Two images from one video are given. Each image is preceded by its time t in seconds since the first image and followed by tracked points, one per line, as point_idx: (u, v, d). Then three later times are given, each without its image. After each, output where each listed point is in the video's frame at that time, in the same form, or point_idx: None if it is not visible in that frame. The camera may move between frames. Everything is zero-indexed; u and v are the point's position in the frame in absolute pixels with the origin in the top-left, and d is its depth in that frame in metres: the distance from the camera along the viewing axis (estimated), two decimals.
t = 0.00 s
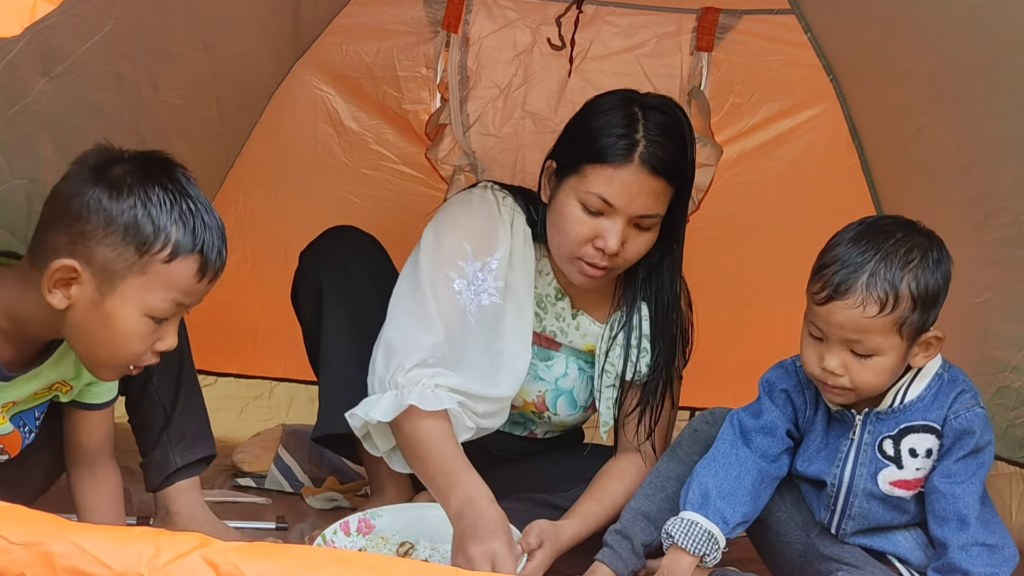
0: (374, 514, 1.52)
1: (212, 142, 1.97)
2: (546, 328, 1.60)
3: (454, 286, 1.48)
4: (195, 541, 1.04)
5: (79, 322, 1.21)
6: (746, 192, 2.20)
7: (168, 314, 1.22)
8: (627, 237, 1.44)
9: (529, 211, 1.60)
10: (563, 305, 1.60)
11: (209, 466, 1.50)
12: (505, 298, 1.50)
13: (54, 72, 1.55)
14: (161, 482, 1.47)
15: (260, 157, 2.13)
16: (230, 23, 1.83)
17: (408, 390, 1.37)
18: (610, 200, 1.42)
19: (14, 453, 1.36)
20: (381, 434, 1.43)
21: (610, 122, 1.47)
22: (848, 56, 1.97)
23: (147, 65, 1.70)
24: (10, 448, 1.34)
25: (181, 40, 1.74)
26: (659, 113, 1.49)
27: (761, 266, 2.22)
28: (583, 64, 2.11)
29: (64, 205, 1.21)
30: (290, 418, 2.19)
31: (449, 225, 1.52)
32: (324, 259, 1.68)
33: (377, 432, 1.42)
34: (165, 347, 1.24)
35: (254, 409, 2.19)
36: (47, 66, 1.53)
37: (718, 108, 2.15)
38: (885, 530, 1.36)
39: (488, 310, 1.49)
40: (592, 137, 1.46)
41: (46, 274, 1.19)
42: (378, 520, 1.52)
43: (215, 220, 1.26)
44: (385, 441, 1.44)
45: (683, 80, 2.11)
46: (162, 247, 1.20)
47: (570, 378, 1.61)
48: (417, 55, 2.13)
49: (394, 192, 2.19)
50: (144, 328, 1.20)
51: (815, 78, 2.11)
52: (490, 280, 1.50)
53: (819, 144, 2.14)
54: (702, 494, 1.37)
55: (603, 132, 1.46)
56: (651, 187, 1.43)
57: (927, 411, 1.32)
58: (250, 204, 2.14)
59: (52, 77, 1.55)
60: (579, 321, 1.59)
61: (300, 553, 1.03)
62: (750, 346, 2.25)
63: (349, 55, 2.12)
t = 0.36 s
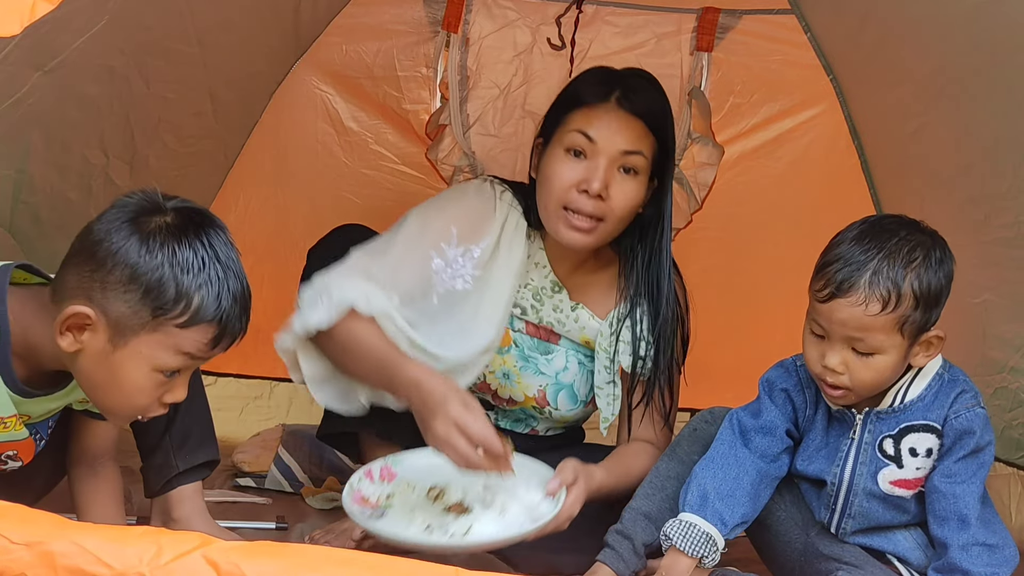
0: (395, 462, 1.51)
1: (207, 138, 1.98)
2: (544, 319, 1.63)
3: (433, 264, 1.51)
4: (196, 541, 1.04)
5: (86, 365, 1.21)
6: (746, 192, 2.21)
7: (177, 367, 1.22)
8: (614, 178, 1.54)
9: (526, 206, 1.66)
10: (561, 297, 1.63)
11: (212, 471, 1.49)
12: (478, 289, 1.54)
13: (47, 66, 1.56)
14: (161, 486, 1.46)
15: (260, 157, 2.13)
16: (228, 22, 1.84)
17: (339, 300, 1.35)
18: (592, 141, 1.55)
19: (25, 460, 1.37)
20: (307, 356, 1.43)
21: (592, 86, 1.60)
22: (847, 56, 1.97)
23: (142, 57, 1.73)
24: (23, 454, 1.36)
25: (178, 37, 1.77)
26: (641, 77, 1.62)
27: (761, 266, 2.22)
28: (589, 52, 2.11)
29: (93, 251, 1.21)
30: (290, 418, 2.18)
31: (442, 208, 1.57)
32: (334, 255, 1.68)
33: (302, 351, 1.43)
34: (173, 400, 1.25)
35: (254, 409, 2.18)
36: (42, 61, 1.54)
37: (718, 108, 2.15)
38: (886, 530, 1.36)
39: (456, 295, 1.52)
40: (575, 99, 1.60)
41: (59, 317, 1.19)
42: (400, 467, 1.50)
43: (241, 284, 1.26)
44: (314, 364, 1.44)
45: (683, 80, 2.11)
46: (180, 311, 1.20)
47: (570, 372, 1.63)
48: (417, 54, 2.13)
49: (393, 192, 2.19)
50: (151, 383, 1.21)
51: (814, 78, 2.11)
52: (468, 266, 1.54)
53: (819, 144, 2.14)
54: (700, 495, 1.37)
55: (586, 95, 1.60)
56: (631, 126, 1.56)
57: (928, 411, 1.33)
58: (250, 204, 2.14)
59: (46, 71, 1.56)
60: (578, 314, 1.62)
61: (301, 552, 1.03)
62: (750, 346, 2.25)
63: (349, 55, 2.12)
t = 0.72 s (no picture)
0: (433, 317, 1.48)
1: (210, 139, 1.97)
2: (535, 295, 1.65)
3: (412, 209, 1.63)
4: (196, 541, 1.04)
5: (76, 380, 1.20)
6: (746, 191, 2.21)
7: (162, 400, 1.20)
8: (584, 141, 1.58)
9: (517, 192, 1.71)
10: (551, 276, 1.66)
11: (221, 473, 1.48)
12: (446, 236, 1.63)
13: (55, 73, 1.53)
14: (174, 489, 1.45)
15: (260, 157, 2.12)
16: (230, 23, 1.83)
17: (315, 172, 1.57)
18: (559, 105, 1.60)
19: (32, 463, 1.38)
20: (272, 223, 1.58)
21: (565, 58, 1.66)
22: (848, 56, 1.97)
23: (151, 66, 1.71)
24: (30, 457, 1.36)
25: (182, 40, 1.74)
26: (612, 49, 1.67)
27: (762, 266, 2.22)
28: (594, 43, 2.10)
29: (103, 266, 1.20)
30: (290, 417, 2.15)
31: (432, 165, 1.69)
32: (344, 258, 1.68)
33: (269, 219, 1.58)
34: (156, 429, 1.22)
35: (253, 409, 2.16)
36: (49, 67, 1.51)
37: (718, 108, 2.15)
38: (886, 530, 1.36)
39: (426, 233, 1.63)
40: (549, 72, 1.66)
41: (57, 327, 1.18)
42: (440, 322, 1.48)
43: (242, 320, 1.24)
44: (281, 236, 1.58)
45: (683, 81, 2.11)
46: (175, 339, 1.18)
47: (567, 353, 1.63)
48: (417, 54, 2.13)
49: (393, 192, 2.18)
50: (135, 409, 1.19)
51: (815, 78, 2.10)
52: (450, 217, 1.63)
53: (819, 144, 2.14)
54: (703, 496, 1.36)
55: (559, 68, 1.65)
56: (596, 92, 1.60)
57: (929, 411, 1.33)
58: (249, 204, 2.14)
59: (53, 78, 1.53)
60: (572, 290, 1.65)
61: (301, 552, 1.04)
62: (751, 346, 2.25)
63: (349, 55, 2.12)
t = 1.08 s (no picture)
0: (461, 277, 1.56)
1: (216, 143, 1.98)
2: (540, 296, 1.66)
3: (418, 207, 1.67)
4: (195, 541, 1.04)
5: (85, 386, 1.19)
6: (746, 191, 2.21)
7: (175, 399, 1.20)
8: (593, 150, 1.57)
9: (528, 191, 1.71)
10: (559, 277, 1.66)
11: (227, 473, 1.48)
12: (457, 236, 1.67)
13: (59, 75, 1.52)
14: (181, 490, 1.44)
15: (262, 157, 2.13)
16: (231, 23, 1.83)
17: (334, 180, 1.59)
18: (572, 113, 1.59)
19: (35, 466, 1.37)
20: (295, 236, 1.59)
21: (578, 66, 1.65)
22: (848, 56, 1.97)
23: (153, 68, 1.71)
24: (34, 461, 1.36)
25: (182, 39, 1.74)
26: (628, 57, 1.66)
27: (762, 265, 2.22)
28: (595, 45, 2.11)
29: (106, 272, 1.20)
30: (290, 417, 2.16)
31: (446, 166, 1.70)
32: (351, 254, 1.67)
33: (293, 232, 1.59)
34: (168, 429, 1.23)
35: (254, 409, 2.17)
36: (53, 70, 1.50)
37: (718, 108, 2.15)
38: (885, 530, 1.36)
39: (437, 236, 1.66)
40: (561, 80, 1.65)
41: (64, 335, 1.17)
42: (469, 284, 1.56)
43: (249, 320, 1.25)
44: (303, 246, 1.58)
45: (683, 80, 2.11)
46: (184, 340, 1.18)
47: (571, 352, 1.62)
48: (417, 54, 2.13)
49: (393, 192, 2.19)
50: (147, 411, 1.19)
51: (815, 78, 2.11)
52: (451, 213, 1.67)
53: (819, 144, 2.14)
54: (699, 495, 1.37)
55: (571, 75, 1.64)
56: (608, 99, 1.59)
57: (927, 411, 1.32)
58: (249, 204, 2.14)
59: (57, 80, 1.52)
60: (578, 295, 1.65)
61: (299, 551, 1.04)
62: (751, 346, 2.25)
63: (349, 55, 2.12)
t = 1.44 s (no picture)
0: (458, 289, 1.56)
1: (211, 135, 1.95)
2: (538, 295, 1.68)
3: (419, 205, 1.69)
4: (195, 541, 1.05)
5: (79, 404, 1.19)
6: (746, 191, 2.21)
7: (169, 420, 1.20)
8: (594, 168, 1.53)
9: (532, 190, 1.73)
10: (557, 277, 1.68)
11: (229, 473, 1.48)
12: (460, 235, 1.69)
13: (50, 69, 1.53)
14: (182, 490, 1.44)
15: (262, 157, 2.13)
16: (229, 21, 1.83)
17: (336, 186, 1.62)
18: (574, 132, 1.54)
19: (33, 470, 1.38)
20: (301, 239, 1.61)
21: (580, 76, 1.60)
22: (847, 55, 1.97)
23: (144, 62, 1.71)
24: (31, 465, 1.36)
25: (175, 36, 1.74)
26: (634, 64, 1.62)
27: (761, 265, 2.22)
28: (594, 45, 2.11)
29: (102, 289, 1.20)
30: (290, 418, 2.16)
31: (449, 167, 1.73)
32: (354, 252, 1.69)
33: (298, 234, 1.61)
34: (162, 449, 1.22)
35: (254, 409, 2.17)
36: (44, 63, 1.51)
37: (717, 108, 2.15)
38: (884, 530, 1.36)
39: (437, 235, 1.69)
40: (563, 90, 1.60)
41: (58, 351, 1.17)
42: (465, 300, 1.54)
43: (245, 341, 1.24)
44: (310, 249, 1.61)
45: (683, 80, 2.11)
46: (179, 361, 1.18)
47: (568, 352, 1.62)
48: (417, 54, 2.13)
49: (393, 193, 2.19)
50: (140, 431, 1.19)
51: (815, 78, 2.11)
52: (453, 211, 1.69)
53: (819, 144, 2.14)
54: (696, 468, 1.38)
55: (573, 88, 1.59)
56: (611, 117, 1.55)
57: (930, 412, 1.32)
58: (249, 205, 2.15)
59: (48, 74, 1.53)
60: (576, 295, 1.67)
61: (300, 551, 1.04)
62: (751, 346, 2.25)
63: (349, 55, 2.12)
